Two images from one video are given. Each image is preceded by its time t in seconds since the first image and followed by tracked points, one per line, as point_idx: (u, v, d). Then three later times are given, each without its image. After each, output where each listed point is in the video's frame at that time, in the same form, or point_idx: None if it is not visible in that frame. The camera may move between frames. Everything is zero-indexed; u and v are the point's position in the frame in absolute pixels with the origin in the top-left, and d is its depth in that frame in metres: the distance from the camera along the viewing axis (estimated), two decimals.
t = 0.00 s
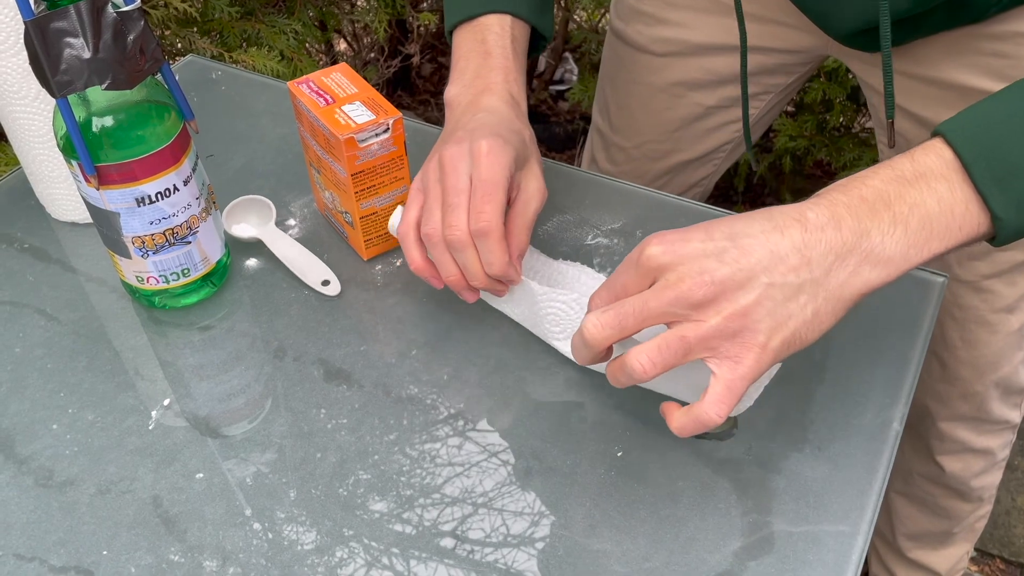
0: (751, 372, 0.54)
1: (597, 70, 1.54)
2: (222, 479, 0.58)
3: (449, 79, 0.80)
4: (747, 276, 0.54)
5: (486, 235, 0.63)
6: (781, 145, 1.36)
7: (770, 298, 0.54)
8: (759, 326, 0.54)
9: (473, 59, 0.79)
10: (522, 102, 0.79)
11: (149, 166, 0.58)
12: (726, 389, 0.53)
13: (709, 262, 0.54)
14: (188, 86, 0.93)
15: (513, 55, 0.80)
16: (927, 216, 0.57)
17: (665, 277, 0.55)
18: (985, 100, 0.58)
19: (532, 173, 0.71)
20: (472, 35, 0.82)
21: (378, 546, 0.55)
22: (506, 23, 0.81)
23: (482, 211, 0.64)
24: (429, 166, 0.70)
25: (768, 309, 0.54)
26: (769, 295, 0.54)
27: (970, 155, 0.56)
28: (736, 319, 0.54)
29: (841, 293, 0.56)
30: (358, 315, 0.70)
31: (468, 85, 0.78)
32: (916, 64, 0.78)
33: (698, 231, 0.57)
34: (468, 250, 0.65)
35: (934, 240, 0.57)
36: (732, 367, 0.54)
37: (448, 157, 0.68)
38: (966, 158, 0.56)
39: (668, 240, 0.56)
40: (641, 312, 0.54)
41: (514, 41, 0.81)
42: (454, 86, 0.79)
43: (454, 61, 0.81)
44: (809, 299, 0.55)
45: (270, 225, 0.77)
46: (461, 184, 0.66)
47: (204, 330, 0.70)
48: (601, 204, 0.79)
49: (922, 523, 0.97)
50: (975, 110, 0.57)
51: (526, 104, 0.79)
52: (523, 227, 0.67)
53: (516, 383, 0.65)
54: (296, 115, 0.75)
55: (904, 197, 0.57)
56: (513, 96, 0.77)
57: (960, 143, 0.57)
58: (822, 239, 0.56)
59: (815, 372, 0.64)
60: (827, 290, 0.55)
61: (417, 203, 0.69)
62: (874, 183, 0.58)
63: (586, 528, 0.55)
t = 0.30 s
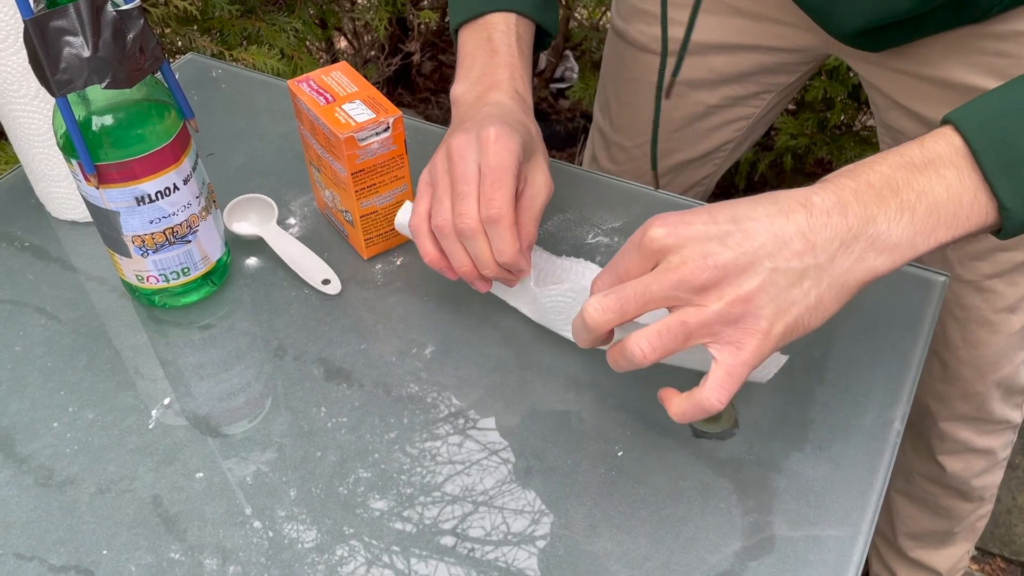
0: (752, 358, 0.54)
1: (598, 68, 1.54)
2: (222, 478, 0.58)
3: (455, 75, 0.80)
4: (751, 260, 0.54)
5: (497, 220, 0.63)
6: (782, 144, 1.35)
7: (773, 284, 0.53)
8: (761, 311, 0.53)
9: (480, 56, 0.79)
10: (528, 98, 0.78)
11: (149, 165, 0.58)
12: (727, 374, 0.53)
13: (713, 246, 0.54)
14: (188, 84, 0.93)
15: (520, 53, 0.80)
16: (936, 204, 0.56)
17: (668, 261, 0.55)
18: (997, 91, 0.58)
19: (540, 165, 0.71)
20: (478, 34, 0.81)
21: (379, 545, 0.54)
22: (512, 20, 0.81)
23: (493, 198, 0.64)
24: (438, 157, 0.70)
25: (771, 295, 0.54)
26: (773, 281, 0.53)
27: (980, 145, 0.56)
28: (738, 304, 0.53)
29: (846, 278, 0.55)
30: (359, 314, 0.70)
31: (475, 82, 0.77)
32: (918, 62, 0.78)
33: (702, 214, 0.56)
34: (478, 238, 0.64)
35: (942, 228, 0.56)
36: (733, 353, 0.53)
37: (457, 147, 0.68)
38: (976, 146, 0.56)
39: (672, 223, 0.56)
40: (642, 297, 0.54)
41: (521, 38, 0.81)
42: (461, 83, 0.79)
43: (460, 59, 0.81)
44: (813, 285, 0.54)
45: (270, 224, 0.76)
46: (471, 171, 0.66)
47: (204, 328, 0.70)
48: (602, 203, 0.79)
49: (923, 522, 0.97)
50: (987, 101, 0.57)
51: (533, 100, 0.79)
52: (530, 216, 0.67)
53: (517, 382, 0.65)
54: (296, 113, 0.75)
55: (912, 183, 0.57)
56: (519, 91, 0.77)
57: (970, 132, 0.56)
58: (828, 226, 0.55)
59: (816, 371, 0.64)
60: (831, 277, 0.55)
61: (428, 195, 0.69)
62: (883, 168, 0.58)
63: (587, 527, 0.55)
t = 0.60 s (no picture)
0: (791, 336, 0.53)
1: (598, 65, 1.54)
2: (222, 473, 0.58)
3: (447, 81, 0.79)
4: (787, 243, 0.54)
5: (482, 259, 0.62)
6: (782, 140, 1.35)
7: (807, 266, 0.54)
8: (797, 291, 0.53)
9: (472, 60, 0.79)
10: (520, 103, 0.78)
11: (147, 158, 0.58)
12: (768, 349, 0.52)
13: (753, 230, 0.54)
14: (188, 80, 0.93)
15: (512, 57, 0.79)
16: (945, 190, 0.57)
17: (709, 246, 0.54)
18: (1000, 74, 0.58)
19: (528, 188, 0.70)
20: (472, 34, 0.81)
21: (378, 541, 0.54)
22: (505, 20, 0.81)
23: (477, 237, 0.63)
24: (426, 185, 0.69)
25: (806, 276, 0.54)
26: (806, 262, 0.54)
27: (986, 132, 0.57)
28: (779, 284, 0.53)
29: (867, 264, 0.56)
30: (358, 310, 0.70)
31: (469, 86, 0.77)
32: (919, 58, 0.77)
33: (734, 203, 0.56)
34: (463, 274, 0.63)
35: (951, 212, 0.57)
36: (774, 330, 0.53)
37: (442, 179, 0.66)
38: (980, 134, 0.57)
39: (706, 211, 0.55)
40: (693, 282, 0.53)
41: (513, 41, 0.80)
42: (454, 87, 0.78)
43: (453, 60, 0.81)
44: (841, 267, 0.55)
45: (270, 219, 0.76)
46: (456, 208, 0.65)
47: (204, 324, 0.70)
48: (602, 198, 0.79)
49: (923, 518, 0.96)
50: (990, 83, 0.58)
51: (525, 106, 0.78)
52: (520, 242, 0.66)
53: (517, 378, 0.65)
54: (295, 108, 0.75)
55: (923, 170, 0.57)
56: (510, 101, 0.76)
57: (974, 118, 0.57)
58: (850, 211, 0.55)
59: (817, 367, 0.64)
60: (856, 258, 0.56)
61: (418, 220, 0.68)
62: (892, 157, 0.58)
63: (587, 523, 0.55)
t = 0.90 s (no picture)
0: (803, 313, 0.59)
1: (598, 62, 1.54)
2: (222, 470, 0.58)
3: (461, 53, 0.80)
4: (805, 232, 0.60)
5: (481, 182, 0.65)
6: (782, 138, 1.35)
7: (821, 254, 0.60)
8: (812, 274, 0.59)
9: (488, 31, 0.80)
10: (534, 74, 0.79)
11: (148, 155, 0.58)
12: (779, 322, 0.59)
13: (777, 218, 0.60)
14: (188, 76, 0.93)
15: (526, 27, 0.81)
16: (939, 197, 0.62)
17: (738, 228, 0.61)
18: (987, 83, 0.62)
19: (543, 145, 0.73)
20: (485, 10, 0.82)
21: (378, 538, 0.54)
22: None
23: (481, 161, 0.66)
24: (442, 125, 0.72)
25: (820, 263, 0.60)
26: (820, 251, 0.60)
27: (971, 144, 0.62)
28: (796, 265, 0.59)
29: (875, 261, 0.62)
30: (358, 306, 0.70)
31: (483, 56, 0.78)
32: (916, 52, 0.77)
33: (764, 195, 0.62)
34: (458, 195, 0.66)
35: (947, 216, 0.62)
36: (787, 307, 0.59)
37: (456, 120, 0.70)
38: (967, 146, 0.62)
39: (744, 196, 0.62)
40: (719, 261, 0.60)
41: (527, 12, 0.82)
42: (468, 57, 0.79)
43: (467, 34, 0.82)
44: (852, 259, 0.61)
45: (270, 216, 0.76)
46: (466, 138, 0.68)
47: (204, 320, 0.70)
48: (602, 195, 0.79)
49: (923, 511, 0.97)
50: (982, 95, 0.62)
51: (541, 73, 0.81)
52: (540, 190, 0.69)
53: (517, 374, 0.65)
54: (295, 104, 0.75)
55: (921, 180, 0.63)
56: (526, 69, 0.77)
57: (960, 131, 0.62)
58: (859, 212, 0.61)
59: (817, 363, 0.64)
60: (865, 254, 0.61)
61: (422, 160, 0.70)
62: (894, 169, 0.64)
63: (586, 519, 0.55)
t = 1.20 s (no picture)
0: (781, 309, 0.61)
1: (598, 61, 1.54)
2: (222, 468, 0.58)
3: (465, 44, 0.84)
4: (783, 227, 0.62)
5: (534, 203, 0.72)
6: (782, 137, 1.35)
7: (802, 247, 0.61)
8: (791, 270, 0.61)
9: (491, 26, 0.84)
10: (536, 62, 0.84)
11: (148, 154, 0.58)
12: (756, 320, 0.61)
13: (752, 214, 0.62)
14: (188, 75, 0.93)
15: (527, 22, 0.85)
16: (935, 185, 0.62)
17: (713, 226, 0.63)
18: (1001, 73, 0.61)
19: (559, 137, 0.78)
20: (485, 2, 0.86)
21: (378, 536, 0.55)
22: None
23: (528, 184, 0.72)
24: (467, 133, 0.76)
25: (800, 256, 0.61)
26: (802, 243, 0.61)
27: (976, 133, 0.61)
28: (772, 261, 0.61)
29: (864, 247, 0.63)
30: (358, 305, 0.70)
31: (488, 51, 0.82)
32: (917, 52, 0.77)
33: (742, 191, 0.64)
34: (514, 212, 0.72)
35: (942, 204, 0.62)
36: (764, 303, 0.61)
37: (488, 129, 0.74)
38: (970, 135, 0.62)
39: (717, 193, 0.64)
40: (693, 261, 0.62)
41: (525, 8, 0.86)
42: (473, 49, 0.83)
43: (467, 27, 0.85)
44: (836, 249, 0.62)
45: (270, 215, 0.76)
46: (504, 153, 0.73)
47: (204, 319, 0.70)
48: (602, 194, 0.79)
49: (922, 509, 0.97)
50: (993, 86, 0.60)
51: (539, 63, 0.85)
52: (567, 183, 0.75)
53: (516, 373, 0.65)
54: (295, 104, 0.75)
55: (917, 166, 0.63)
56: (529, 62, 0.82)
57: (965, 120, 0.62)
58: (847, 201, 0.63)
59: (816, 361, 0.64)
60: (852, 245, 0.62)
61: (456, 167, 0.75)
62: (894, 154, 0.64)
63: (585, 517, 0.55)
